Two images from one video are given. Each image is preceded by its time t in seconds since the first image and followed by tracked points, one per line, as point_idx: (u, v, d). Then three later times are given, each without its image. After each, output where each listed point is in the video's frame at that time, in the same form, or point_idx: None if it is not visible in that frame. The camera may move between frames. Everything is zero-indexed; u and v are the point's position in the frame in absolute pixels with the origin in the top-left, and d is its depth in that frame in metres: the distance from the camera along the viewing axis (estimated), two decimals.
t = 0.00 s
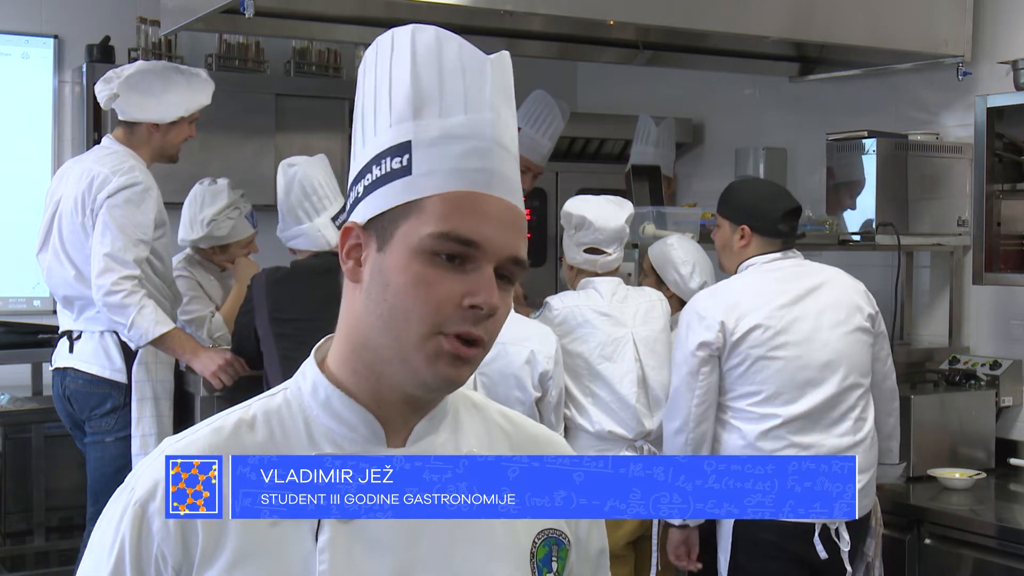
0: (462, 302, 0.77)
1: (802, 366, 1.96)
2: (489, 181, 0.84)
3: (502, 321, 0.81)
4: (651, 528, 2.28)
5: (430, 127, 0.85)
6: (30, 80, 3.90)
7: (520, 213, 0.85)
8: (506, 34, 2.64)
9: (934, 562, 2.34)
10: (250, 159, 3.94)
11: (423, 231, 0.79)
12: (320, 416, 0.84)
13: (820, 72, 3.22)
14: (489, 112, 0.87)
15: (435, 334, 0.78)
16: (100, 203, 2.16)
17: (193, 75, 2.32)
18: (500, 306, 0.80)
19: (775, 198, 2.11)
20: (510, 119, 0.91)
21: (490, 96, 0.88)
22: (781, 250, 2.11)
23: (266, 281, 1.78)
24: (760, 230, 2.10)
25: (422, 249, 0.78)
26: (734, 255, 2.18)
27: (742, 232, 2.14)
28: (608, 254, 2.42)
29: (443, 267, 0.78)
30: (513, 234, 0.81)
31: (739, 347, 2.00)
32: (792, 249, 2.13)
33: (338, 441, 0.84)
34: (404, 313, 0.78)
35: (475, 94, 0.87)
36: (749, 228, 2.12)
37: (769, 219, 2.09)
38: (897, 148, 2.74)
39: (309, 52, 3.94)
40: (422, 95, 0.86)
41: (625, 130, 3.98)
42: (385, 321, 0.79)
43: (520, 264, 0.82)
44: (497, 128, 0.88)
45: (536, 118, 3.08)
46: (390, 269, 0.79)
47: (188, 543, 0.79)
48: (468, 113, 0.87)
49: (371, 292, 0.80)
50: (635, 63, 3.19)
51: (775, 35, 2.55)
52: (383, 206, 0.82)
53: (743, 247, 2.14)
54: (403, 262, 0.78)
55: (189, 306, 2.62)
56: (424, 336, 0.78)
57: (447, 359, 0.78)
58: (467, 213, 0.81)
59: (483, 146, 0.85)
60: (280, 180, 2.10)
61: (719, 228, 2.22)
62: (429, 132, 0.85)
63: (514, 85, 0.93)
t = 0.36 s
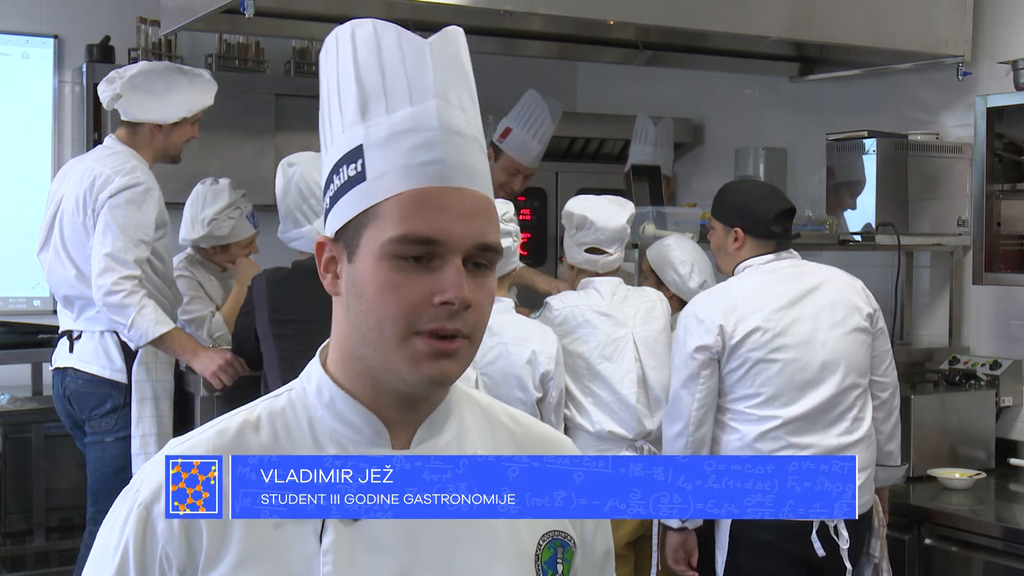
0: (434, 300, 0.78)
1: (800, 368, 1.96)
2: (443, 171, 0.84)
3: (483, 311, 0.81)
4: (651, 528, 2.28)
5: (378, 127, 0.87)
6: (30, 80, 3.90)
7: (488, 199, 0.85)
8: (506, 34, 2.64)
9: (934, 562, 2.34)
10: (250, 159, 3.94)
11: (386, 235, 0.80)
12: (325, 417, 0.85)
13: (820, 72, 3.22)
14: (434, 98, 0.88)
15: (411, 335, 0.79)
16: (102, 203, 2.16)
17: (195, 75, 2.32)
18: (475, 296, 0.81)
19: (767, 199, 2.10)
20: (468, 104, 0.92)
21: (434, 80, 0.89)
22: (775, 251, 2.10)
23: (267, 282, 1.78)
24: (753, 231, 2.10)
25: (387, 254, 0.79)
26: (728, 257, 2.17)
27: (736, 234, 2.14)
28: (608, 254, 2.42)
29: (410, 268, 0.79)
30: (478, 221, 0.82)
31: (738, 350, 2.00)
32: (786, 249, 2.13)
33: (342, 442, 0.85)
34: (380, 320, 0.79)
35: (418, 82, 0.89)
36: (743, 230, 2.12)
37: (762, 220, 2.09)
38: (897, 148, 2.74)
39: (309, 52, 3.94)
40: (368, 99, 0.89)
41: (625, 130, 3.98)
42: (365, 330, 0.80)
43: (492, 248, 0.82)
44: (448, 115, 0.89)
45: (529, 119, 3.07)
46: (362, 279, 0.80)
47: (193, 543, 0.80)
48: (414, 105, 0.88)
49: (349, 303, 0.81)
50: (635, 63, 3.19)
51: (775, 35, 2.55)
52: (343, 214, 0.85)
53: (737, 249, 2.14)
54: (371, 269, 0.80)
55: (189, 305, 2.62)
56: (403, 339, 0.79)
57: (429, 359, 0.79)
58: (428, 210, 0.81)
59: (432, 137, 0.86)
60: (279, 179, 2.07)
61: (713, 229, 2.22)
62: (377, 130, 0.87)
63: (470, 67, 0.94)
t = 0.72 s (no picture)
0: (429, 297, 0.78)
1: (804, 368, 1.96)
2: (431, 166, 0.84)
3: (479, 305, 0.81)
4: (651, 528, 2.28)
5: (366, 126, 0.88)
6: (29, 80, 3.89)
7: (479, 191, 0.85)
8: (506, 34, 2.64)
9: (934, 561, 2.34)
10: (250, 159, 3.94)
11: (378, 234, 0.80)
12: (329, 417, 0.85)
13: (820, 72, 3.22)
14: (420, 94, 0.89)
15: (409, 333, 0.79)
16: (102, 203, 2.16)
17: (198, 77, 2.33)
18: (471, 289, 0.81)
19: (771, 200, 2.10)
20: (456, 99, 0.92)
21: (419, 76, 0.89)
22: (779, 251, 2.10)
23: (265, 280, 1.77)
24: (756, 231, 2.10)
25: (380, 253, 0.79)
26: (734, 256, 2.18)
27: (741, 233, 2.14)
28: (610, 254, 2.43)
29: (404, 265, 0.79)
30: (469, 213, 0.82)
31: (743, 349, 2.00)
32: (791, 249, 2.12)
33: (345, 442, 0.85)
34: (377, 320, 0.79)
35: (403, 79, 0.89)
36: (747, 229, 2.12)
37: (766, 220, 2.09)
38: (897, 147, 2.74)
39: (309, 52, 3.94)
40: (355, 98, 0.90)
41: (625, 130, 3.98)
42: (363, 330, 0.80)
43: (486, 240, 0.82)
44: (434, 109, 0.89)
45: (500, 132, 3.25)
46: (357, 279, 0.80)
47: (196, 544, 0.80)
48: (401, 102, 0.89)
49: (347, 305, 0.82)
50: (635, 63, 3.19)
51: (775, 35, 2.55)
52: (337, 215, 0.85)
53: (742, 249, 2.14)
54: (366, 269, 0.80)
55: (190, 305, 2.62)
56: (400, 338, 0.79)
57: (429, 356, 0.79)
58: (420, 206, 0.81)
59: (419, 132, 0.86)
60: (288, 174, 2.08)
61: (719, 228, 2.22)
62: (365, 129, 0.88)
63: (457, 61, 0.94)
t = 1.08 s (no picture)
0: (429, 297, 0.78)
1: (811, 367, 1.97)
2: (429, 167, 0.84)
3: (479, 304, 0.81)
4: (651, 528, 2.28)
5: (363, 128, 0.88)
6: (29, 80, 3.89)
7: (477, 190, 0.85)
8: (506, 34, 2.64)
9: (934, 561, 2.34)
10: (250, 159, 3.95)
11: (377, 234, 0.80)
12: (332, 416, 0.85)
13: (820, 72, 3.23)
14: (415, 94, 0.89)
15: (411, 334, 0.79)
16: (102, 203, 2.16)
17: (201, 80, 2.33)
18: (471, 288, 0.81)
19: (781, 200, 2.10)
20: (452, 98, 0.92)
21: (414, 76, 0.89)
22: (788, 251, 2.10)
23: (264, 281, 1.77)
24: (766, 229, 2.09)
25: (379, 254, 0.79)
26: (743, 253, 2.17)
27: (749, 231, 2.14)
28: (619, 255, 2.45)
29: (403, 266, 0.79)
30: (467, 212, 0.81)
31: (751, 347, 2.00)
32: (799, 249, 2.12)
33: (348, 442, 0.85)
34: (379, 321, 0.79)
35: (398, 79, 0.89)
36: (756, 227, 2.12)
37: (776, 220, 2.08)
38: (897, 147, 2.74)
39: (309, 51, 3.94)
40: (350, 100, 0.90)
41: (625, 130, 3.98)
42: (365, 332, 0.80)
43: (485, 239, 0.82)
44: (430, 108, 0.89)
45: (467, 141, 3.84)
46: (357, 281, 0.81)
47: (200, 542, 0.80)
48: (396, 103, 0.89)
49: (348, 306, 0.82)
50: (634, 63, 3.19)
51: (775, 35, 2.55)
52: (336, 217, 0.85)
53: (750, 246, 2.14)
54: (366, 271, 0.80)
55: (189, 305, 2.62)
56: (402, 338, 0.79)
57: (430, 355, 0.79)
58: (418, 206, 0.81)
59: (416, 133, 0.86)
60: (288, 177, 2.09)
61: (729, 225, 2.22)
62: (361, 131, 0.88)
63: (452, 60, 0.94)
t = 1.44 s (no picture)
0: (417, 296, 0.78)
1: (826, 364, 1.99)
2: (389, 169, 0.83)
3: (468, 293, 0.81)
4: (652, 528, 2.28)
5: (320, 143, 0.88)
6: (29, 80, 3.89)
7: (446, 179, 0.85)
8: (506, 34, 2.64)
9: (935, 561, 2.34)
10: (250, 159, 3.95)
11: (355, 244, 0.80)
12: (340, 413, 0.85)
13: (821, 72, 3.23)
14: (364, 97, 0.88)
15: (408, 335, 0.79)
16: (102, 203, 2.16)
17: (202, 81, 2.34)
18: (456, 279, 0.80)
19: (800, 199, 2.11)
20: (407, 92, 0.90)
21: (360, 80, 0.88)
22: (804, 250, 2.12)
23: (258, 281, 1.77)
24: (783, 227, 2.11)
25: (361, 263, 0.79)
26: (757, 249, 2.18)
27: (766, 228, 2.15)
28: (620, 255, 2.46)
29: (386, 271, 0.79)
30: (436, 205, 0.81)
31: (768, 342, 2.01)
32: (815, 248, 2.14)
33: (356, 439, 0.85)
34: (374, 327, 0.79)
35: (345, 87, 0.89)
36: (774, 225, 2.13)
37: (794, 218, 2.10)
38: (897, 147, 2.74)
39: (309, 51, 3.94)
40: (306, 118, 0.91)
41: (625, 130, 3.98)
42: (363, 340, 0.81)
43: (460, 226, 0.82)
44: (382, 109, 0.87)
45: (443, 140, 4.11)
46: (347, 293, 0.81)
47: (206, 538, 0.81)
48: (349, 112, 0.88)
49: (343, 320, 0.82)
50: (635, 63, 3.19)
51: (775, 35, 2.55)
52: (314, 236, 0.86)
53: (767, 243, 2.15)
54: (352, 282, 0.80)
55: (189, 306, 2.62)
56: (400, 339, 0.79)
57: (431, 351, 0.79)
58: (390, 209, 0.81)
59: (370, 137, 0.85)
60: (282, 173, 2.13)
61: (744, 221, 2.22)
62: (320, 146, 0.88)
63: (400, 53, 0.92)
